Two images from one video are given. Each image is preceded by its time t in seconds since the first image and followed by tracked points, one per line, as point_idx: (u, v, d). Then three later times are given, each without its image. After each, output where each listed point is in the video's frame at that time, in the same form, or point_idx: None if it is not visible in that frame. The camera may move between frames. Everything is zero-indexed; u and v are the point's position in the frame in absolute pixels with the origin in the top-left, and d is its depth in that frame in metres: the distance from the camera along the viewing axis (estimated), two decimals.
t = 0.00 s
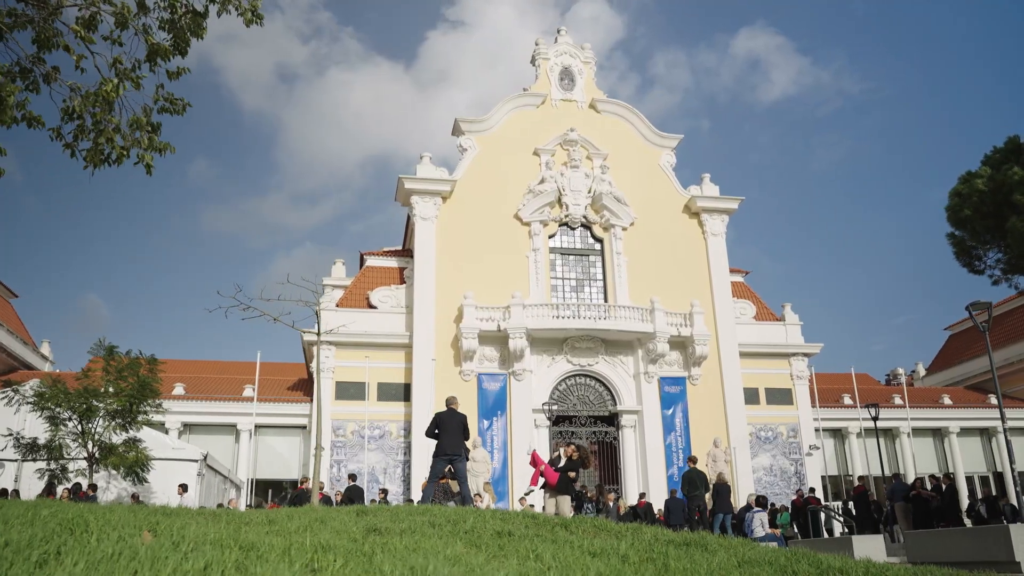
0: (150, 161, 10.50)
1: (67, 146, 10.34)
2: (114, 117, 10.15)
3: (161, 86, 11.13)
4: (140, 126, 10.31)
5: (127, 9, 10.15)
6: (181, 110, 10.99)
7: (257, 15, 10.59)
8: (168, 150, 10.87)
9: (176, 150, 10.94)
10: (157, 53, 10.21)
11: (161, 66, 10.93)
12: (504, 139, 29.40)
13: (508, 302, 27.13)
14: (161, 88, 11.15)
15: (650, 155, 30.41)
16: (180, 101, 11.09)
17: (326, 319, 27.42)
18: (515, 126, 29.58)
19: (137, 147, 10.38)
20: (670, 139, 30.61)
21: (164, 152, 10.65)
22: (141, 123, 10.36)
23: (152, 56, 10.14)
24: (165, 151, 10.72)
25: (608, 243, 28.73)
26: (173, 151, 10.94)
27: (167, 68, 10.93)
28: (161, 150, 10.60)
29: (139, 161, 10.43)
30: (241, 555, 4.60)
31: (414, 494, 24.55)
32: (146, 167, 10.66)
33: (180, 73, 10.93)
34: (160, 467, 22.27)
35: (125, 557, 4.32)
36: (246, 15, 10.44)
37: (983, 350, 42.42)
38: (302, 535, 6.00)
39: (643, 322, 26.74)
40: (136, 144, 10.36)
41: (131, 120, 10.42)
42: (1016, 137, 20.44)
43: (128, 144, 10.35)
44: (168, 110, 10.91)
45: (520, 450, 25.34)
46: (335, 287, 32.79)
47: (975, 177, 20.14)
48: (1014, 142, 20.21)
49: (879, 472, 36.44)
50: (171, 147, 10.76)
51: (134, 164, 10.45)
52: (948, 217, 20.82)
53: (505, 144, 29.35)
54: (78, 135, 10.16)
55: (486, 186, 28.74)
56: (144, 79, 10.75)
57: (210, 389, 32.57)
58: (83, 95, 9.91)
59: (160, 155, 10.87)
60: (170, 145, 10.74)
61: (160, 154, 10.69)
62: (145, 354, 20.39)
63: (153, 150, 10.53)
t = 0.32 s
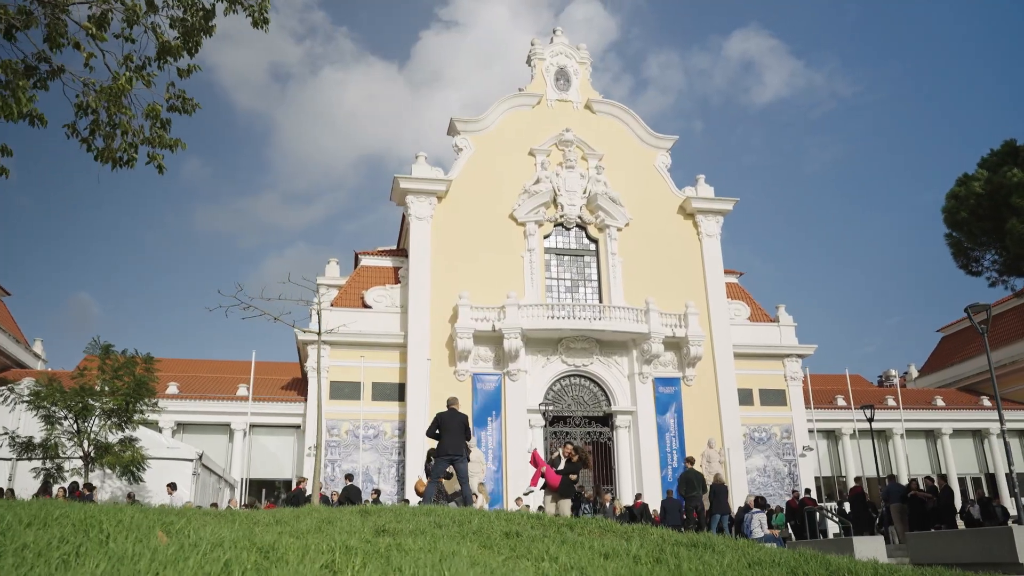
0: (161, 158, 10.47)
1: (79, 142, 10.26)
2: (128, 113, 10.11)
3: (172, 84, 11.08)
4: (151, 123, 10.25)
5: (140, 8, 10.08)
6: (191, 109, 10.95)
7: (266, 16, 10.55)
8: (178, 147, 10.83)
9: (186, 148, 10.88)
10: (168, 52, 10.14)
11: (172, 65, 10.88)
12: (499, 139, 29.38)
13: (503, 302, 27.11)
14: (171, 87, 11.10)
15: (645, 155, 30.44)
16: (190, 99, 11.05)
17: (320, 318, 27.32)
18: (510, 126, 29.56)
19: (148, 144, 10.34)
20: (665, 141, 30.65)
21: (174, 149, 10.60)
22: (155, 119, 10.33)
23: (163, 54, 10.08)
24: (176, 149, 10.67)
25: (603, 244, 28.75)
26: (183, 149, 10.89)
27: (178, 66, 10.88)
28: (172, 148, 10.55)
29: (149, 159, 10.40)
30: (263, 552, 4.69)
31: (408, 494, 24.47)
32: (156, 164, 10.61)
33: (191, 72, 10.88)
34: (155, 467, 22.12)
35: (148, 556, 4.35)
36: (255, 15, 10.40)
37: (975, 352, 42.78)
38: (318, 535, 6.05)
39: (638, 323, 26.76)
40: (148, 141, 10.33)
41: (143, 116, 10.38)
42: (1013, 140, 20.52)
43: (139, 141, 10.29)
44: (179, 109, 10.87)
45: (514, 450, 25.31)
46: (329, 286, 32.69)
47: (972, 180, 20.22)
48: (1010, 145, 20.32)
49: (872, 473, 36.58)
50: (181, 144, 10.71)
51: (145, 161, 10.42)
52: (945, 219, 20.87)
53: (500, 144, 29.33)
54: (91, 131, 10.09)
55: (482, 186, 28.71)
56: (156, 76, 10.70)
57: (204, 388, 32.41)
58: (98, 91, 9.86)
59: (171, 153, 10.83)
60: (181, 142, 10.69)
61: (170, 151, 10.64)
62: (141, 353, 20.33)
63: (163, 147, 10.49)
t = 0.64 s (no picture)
0: (172, 155, 10.42)
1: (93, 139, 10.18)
2: (142, 109, 10.06)
3: (184, 81, 11.01)
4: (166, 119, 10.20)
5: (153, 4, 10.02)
6: (202, 106, 10.88)
7: (274, 15, 10.52)
8: (190, 144, 10.78)
9: (197, 145, 10.84)
10: (181, 49, 10.09)
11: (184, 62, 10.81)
12: (496, 139, 29.37)
13: (499, 302, 27.09)
14: (182, 85, 11.03)
15: (642, 157, 30.47)
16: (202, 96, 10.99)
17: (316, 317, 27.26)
18: (508, 126, 29.54)
19: (161, 141, 10.28)
20: (662, 142, 30.69)
21: (186, 146, 10.55)
22: (168, 115, 10.28)
23: (176, 51, 10.03)
24: (187, 146, 10.63)
25: (599, 244, 28.76)
26: (195, 146, 10.85)
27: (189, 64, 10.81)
28: (184, 144, 10.49)
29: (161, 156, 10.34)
30: (282, 552, 4.74)
31: (403, 493, 24.43)
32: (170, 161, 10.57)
33: (203, 68, 10.81)
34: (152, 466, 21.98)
35: (170, 557, 4.35)
36: (263, 14, 10.36)
37: (969, 355, 42.93)
38: (333, 535, 6.10)
39: (634, 324, 26.80)
40: (161, 138, 10.27)
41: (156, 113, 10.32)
42: (1011, 144, 20.60)
43: (153, 138, 10.25)
44: (191, 105, 10.80)
45: (510, 450, 25.28)
46: (325, 285, 32.60)
47: (971, 182, 20.28)
48: (1008, 148, 20.40)
49: (866, 475, 36.68)
50: (193, 140, 10.65)
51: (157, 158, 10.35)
52: (944, 222, 20.93)
53: (497, 144, 29.32)
54: (106, 127, 10.02)
55: (478, 186, 28.69)
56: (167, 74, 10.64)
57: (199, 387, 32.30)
58: (112, 88, 9.80)
59: (183, 150, 10.78)
60: (193, 138, 10.64)
61: (182, 147, 10.59)
62: (140, 351, 20.32)
63: (176, 144, 10.45)
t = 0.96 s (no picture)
0: (189, 155, 10.41)
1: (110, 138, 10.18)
2: (158, 110, 10.04)
3: (199, 81, 11.00)
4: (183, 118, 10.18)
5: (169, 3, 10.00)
6: (218, 106, 10.87)
7: (289, 16, 10.49)
8: (205, 143, 10.75)
9: (213, 144, 10.83)
10: (195, 47, 10.07)
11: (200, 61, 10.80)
12: (494, 140, 29.35)
13: (496, 302, 27.08)
14: (198, 84, 11.02)
15: (639, 157, 30.49)
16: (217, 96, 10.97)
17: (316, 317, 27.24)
18: (505, 127, 29.53)
19: (178, 140, 10.27)
20: (659, 143, 30.72)
21: (202, 145, 10.53)
22: (185, 115, 10.26)
23: (191, 50, 10.00)
24: (203, 145, 10.59)
25: (596, 245, 28.78)
26: (210, 145, 10.83)
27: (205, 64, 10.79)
28: (199, 143, 10.47)
29: (177, 156, 10.33)
30: (307, 552, 4.82)
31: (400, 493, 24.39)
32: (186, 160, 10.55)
33: (218, 68, 10.80)
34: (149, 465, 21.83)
35: (198, 561, 4.38)
36: (277, 15, 10.34)
37: (964, 357, 43.05)
38: (350, 535, 6.17)
39: (631, 324, 26.81)
40: (177, 138, 10.26)
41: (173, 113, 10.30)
42: (1010, 147, 20.63)
43: (169, 137, 10.22)
44: (206, 105, 10.78)
45: (506, 450, 25.25)
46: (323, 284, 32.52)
47: (971, 186, 20.27)
48: (1007, 152, 20.43)
49: (861, 476, 36.79)
50: (208, 139, 10.63)
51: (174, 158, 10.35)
52: (943, 225, 20.94)
53: (495, 144, 29.30)
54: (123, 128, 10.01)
55: (476, 186, 28.67)
56: (183, 73, 10.63)
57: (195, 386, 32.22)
58: (129, 87, 9.78)
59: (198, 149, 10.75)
60: (209, 138, 10.62)
61: (197, 147, 10.57)
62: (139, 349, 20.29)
63: (193, 143, 10.43)
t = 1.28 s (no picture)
0: (204, 152, 10.35)
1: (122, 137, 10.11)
2: (171, 108, 10.00)
3: (208, 79, 10.93)
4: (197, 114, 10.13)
5: None
6: (229, 103, 10.80)
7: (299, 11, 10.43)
8: (220, 139, 10.69)
9: (226, 140, 10.77)
10: (206, 44, 10.01)
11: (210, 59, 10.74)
12: (489, 140, 29.33)
13: (491, 302, 27.05)
14: (207, 81, 10.94)
15: (634, 158, 30.51)
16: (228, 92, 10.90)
17: (318, 318, 27.23)
18: (500, 127, 29.51)
19: (192, 137, 10.21)
20: (654, 144, 30.75)
21: (216, 141, 10.45)
22: (197, 112, 10.19)
23: (202, 47, 9.95)
24: (217, 140, 10.53)
25: (591, 245, 28.80)
26: (224, 141, 10.77)
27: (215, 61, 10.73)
28: (213, 139, 10.40)
29: (192, 152, 10.27)
30: (329, 553, 4.93)
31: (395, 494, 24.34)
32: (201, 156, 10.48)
33: (229, 65, 10.73)
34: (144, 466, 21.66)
35: (215, 561, 4.45)
36: (288, 11, 10.29)
37: (955, 358, 43.27)
38: (361, 535, 6.26)
39: (626, 325, 26.83)
40: (191, 134, 10.20)
41: (186, 110, 10.24)
42: (1006, 149, 20.69)
43: (182, 134, 10.17)
44: (217, 102, 10.71)
45: (501, 450, 25.22)
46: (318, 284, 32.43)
47: (967, 188, 20.30)
48: (1004, 154, 20.49)
49: (854, 476, 36.93)
50: (222, 135, 10.55)
51: (188, 155, 10.28)
52: (940, 226, 20.96)
53: (489, 144, 29.28)
54: (137, 126, 9.94)
55: (471, 186, 28.64)
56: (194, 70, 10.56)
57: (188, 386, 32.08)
58: (141, 84, 9.73)
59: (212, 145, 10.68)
60: (222, 133, 10.55)
61: (212, 143, 10.50)
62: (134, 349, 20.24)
63: (206, 138, 10.36)
